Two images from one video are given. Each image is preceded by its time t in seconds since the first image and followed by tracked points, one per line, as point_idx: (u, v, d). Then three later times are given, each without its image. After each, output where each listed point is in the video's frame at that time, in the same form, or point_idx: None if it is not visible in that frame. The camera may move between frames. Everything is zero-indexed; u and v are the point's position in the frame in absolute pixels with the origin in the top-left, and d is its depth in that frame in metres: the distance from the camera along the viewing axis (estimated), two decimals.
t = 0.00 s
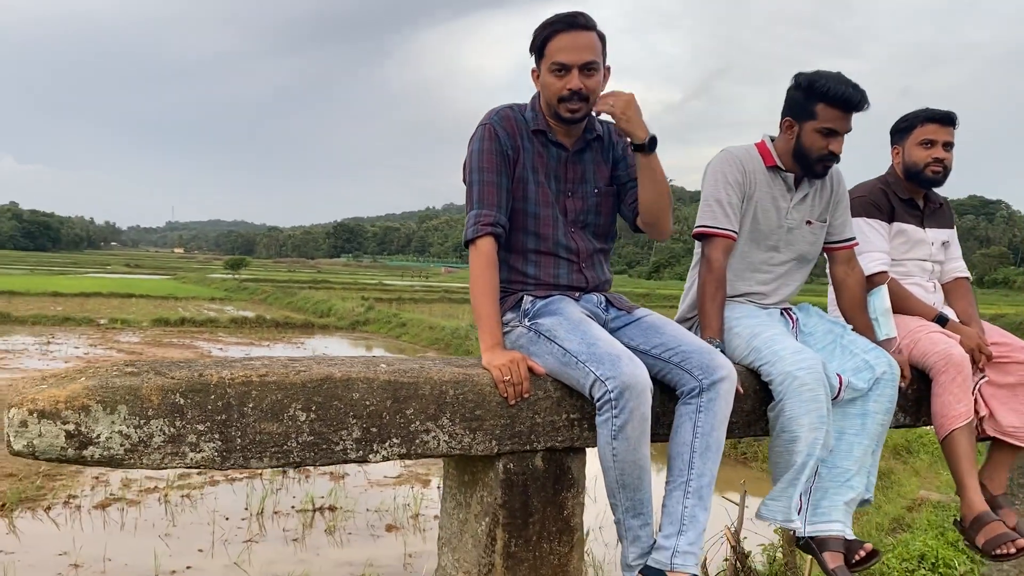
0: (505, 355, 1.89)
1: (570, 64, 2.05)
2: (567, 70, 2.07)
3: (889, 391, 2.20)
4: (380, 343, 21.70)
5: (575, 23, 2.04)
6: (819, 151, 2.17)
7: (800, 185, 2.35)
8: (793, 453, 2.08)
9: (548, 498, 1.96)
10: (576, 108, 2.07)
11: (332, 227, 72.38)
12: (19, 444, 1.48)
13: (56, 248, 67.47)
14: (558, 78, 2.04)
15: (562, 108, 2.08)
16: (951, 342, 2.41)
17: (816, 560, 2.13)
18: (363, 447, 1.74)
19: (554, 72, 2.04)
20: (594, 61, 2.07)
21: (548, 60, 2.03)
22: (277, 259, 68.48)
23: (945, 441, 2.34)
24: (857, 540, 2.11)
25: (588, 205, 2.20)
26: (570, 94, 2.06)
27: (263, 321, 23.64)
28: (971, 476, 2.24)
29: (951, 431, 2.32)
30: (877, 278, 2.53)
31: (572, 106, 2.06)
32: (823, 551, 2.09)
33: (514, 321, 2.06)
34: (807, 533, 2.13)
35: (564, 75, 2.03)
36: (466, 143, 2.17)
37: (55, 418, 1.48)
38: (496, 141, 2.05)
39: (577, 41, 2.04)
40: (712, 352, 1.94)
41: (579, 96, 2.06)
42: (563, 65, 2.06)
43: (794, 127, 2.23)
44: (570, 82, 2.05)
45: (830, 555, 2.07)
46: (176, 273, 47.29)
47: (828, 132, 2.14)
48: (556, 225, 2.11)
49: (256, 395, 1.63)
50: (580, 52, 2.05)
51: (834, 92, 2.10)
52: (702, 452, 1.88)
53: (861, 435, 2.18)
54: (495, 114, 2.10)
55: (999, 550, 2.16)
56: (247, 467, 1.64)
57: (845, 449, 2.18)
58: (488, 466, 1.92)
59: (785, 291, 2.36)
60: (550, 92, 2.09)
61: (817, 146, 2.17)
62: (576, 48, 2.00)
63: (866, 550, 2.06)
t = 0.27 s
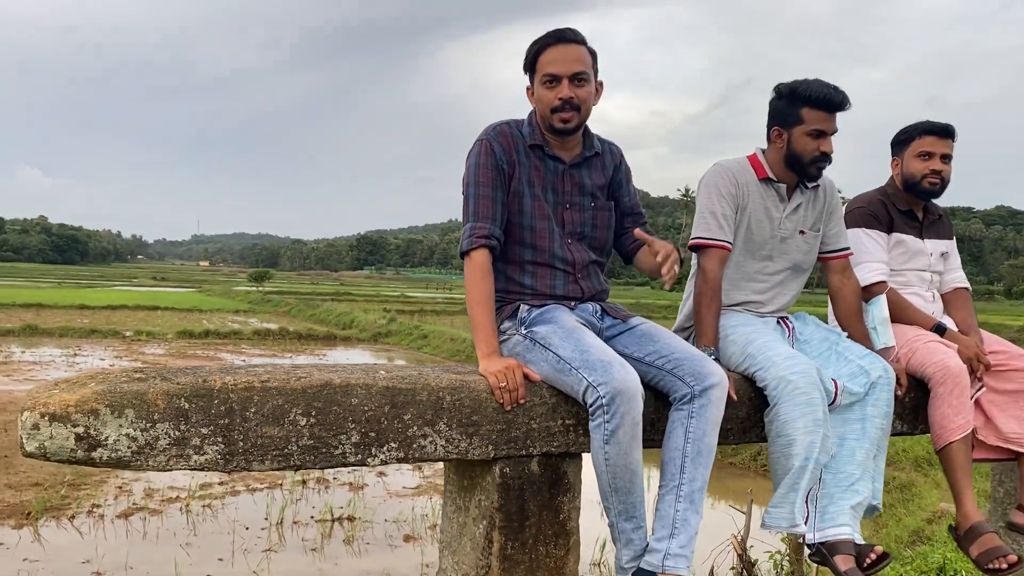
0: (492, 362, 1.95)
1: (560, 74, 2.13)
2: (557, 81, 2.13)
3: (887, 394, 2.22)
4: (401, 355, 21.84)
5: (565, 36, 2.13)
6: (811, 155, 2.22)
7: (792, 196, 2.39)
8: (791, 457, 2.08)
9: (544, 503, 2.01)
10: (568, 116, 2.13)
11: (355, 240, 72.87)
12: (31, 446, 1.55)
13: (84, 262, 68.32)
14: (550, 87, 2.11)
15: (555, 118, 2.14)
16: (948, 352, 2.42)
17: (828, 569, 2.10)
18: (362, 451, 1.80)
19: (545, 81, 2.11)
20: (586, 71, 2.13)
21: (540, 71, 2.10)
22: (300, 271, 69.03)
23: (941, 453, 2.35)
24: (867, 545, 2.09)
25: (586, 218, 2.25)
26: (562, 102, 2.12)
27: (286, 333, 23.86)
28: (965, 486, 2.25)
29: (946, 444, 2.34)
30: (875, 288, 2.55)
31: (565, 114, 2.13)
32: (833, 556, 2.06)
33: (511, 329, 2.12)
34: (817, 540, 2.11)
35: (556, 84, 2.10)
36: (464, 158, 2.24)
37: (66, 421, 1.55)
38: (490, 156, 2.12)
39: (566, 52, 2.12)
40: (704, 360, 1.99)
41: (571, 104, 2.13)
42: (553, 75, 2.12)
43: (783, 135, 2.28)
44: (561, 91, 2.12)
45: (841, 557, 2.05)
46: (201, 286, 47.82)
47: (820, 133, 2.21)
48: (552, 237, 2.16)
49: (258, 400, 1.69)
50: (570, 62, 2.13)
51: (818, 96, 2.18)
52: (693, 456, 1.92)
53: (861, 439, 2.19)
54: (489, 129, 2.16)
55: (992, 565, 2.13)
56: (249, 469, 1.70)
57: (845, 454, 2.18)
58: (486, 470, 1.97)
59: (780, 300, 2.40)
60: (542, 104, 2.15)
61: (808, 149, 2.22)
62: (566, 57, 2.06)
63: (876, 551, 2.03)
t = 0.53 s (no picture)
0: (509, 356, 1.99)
1: (566, 80, 2.23)
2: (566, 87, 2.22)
3: (880, 401, 2.29)
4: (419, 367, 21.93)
5: (570, 46, 2.24)
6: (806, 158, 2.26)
7: (788, 204, 2.46)
8: (785, 461, 2.13)
9: (545, 503, 2.07)
10: (576, 119, 2.22)
11: (374, 254, 73.23)
12: (51, 445, 1.63)
13: (106, 277, 68.98)
14: (557, 92, 2.21)
15: (562, 123, 2.22)
16: (944, 360, 2.47)
17: (811, 567, 2.18)
18: (367, 451, 1.87)
19: (551, 87, 2.21)
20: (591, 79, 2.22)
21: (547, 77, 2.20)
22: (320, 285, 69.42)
23: (913, 450, 2.46)
24: (853, 547, 2.18)
25: (592, 229, 2.28)
26: (569, 106, 2.22)
27: (305, 347, 24.02)
28: (923, 487, 2.38)
29: (918, 445, 2.45)
30: (873, 295, 2.61)
31: (571, 117, 2.22)
32: (819, 556, 2.14)
33: (513, 334, 2.18)
34: (804, 540, 2.19)
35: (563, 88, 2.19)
36: (470, 172, 2.29)
37: (84, 421, 1.63)
38: (489, 178, 2.17)
39: (572, 61, 2.23)
40: (701, 364, 2.03)
41: (577, 107, 2.22)
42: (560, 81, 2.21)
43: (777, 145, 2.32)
44: (568, 95, 2.21)
45: (825, 558, 2.13)
46: (222, 300, 48.21)
47: (812, 138, 2.25)
48: (553, 248, 2.23)
49: (267, 401, 1.77)
50: (574, 69, 2.23)
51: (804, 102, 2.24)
52: (690, 459, 1.95)
53: (853, 443, 2.26)
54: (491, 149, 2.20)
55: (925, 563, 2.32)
56: (258, 469, 1.77)
57: (837, 459, 2.25)
58: (488, 471, 2.04)
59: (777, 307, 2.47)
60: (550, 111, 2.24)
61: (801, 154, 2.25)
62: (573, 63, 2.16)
63: (860, 555, 2.12)
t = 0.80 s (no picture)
0: (529, 254, 2.03)
1: (564, 69, 2.35)
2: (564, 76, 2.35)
3: (864, 378, 2.39)
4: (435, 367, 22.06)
5: (568, 37, 2.36)
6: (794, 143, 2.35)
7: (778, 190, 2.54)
8: (776, 435, 2.20)
9: (541, 474, 2.17)
10: (572, 106, 2.34)
11: (390, 256, 73.50)
12: (74, 410, 1.74)
13: (124, 279, 69.56)
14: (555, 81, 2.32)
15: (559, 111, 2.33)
16: (932, 340, 2.56)
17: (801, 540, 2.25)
18: (371, 421, 1.97)
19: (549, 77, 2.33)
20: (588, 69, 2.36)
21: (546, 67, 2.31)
22: (336, 287, 69.74)
23: (907, 430, 2.54)
24: (842, 521, 2.24)
25: (585, 214, 2.42)
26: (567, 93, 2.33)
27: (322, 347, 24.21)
28: (916, 471, 2.45)
29: (908, 426, 2.53)
30: (864, 280, 2.70)
31: (569, 105, 2.33)
32: (808, 528, 2.21)
33: (509, 314, 2.29)
34: (794, 512, 2.26)
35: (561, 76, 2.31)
36: (468, 162, 2.45)
37: (104, 389, 1.74)
38: (486, 167, 2.31)
39: (570, 51, 2.35)
40: (690, 341, 2.13)
41: (575, 95, 2.33)
42: (557, 71, 2.35)
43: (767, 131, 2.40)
44: (565, 84, 2.33)
45: (814, 530, 2.20)
46: (239, 301, 48.55)
47: (800, 122, 2.34)
48: (548, 232, 2.38)
49: (276, 372, 1.88)
50: (572, 59, 2.35)
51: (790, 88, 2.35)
52: (679, 430, 2.05)
53: (839, 420, 2.35)
54: (487, 138, 2.35)
55: (924, 541, 2.35)
56: (267, 436, 1.88)
57: (825, 435, 2.34)
58: (486, 443, 2.14)
59: (769, 290, 2.55)
60: (549, 99, 2.36)
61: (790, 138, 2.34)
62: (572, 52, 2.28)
63: (847, 527, 2.18)
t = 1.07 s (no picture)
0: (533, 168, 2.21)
1: (547, 60, 2.45)
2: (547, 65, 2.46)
3: (839, 355, 2.46)
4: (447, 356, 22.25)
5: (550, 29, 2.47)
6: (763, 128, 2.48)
7: (754, 175, 2.67)
8: (747, 406, 2.31)
9: (523, 443, 2.30)
10: (554, 95, 2.45)
11: (404, 247, 73.75)
12: (84, 379, 1.88)
13: (141, 268, 70.06)
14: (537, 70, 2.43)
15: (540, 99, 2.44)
16: (903, 316, 2.66)
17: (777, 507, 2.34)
18: (361, 391, 2.11)
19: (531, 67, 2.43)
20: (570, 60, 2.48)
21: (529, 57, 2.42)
22: (350, 277, 70.07)
23: (895, 407, 2.61)
24: (814, 488, 2.33)
25: (567, 198, 2.52)
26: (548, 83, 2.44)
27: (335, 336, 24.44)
28: (916, 442, 2.50)
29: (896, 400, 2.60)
30: (841, 261, 2.80)
31: (550, 94, 2.44)
32: (783, 494, 2.30)
33: (495, 293, 2.41)
34: (769, 481, 2.35)
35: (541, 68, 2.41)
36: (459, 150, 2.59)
37: (111, 358, 1.88)
38: (472, 150, 2.45)
39: (552, 42, 2.46)
40: (664, 317, 2.25)
41: (555, 84, 2.44)
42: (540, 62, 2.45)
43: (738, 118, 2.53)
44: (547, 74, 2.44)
45: (788, 496, 2.29)
46: (254, 291, 48.93)
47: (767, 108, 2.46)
48: (531, 216, 2.45)
49: (271, 345, 2.01)
50: (554, 50, 2.46)
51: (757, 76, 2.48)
52: (653, 401, 2.17)
53: (814, 393, 2.44)
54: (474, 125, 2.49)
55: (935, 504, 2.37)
56: (264, 404, 2.02)
57: (799, 408, 2.43)
58: (472, 413, 2.27)
59: (746, 271, 2.68)
60: (532, 87, 2.47)
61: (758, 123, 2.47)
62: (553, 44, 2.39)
63: (819, 492, 2.28)
